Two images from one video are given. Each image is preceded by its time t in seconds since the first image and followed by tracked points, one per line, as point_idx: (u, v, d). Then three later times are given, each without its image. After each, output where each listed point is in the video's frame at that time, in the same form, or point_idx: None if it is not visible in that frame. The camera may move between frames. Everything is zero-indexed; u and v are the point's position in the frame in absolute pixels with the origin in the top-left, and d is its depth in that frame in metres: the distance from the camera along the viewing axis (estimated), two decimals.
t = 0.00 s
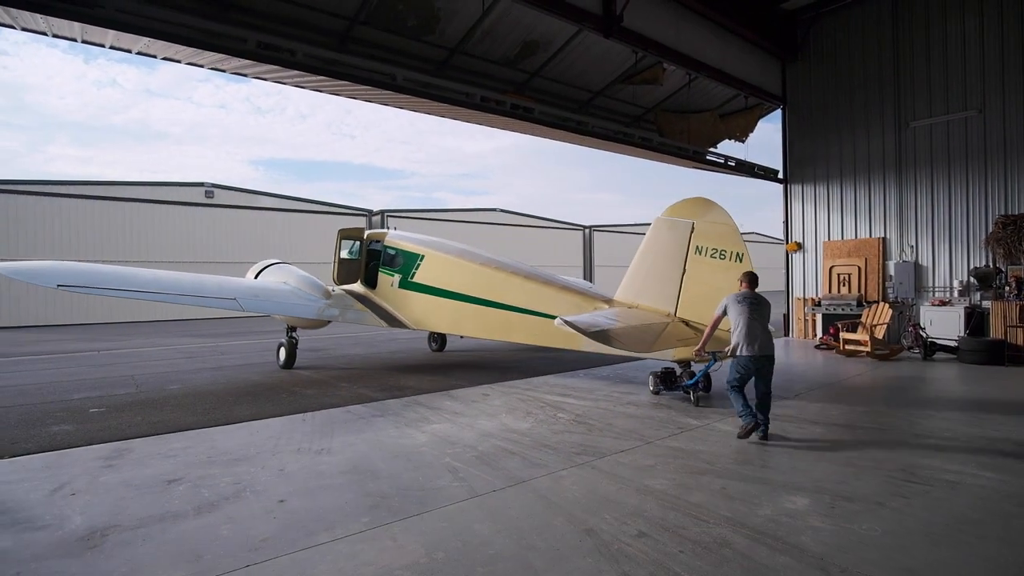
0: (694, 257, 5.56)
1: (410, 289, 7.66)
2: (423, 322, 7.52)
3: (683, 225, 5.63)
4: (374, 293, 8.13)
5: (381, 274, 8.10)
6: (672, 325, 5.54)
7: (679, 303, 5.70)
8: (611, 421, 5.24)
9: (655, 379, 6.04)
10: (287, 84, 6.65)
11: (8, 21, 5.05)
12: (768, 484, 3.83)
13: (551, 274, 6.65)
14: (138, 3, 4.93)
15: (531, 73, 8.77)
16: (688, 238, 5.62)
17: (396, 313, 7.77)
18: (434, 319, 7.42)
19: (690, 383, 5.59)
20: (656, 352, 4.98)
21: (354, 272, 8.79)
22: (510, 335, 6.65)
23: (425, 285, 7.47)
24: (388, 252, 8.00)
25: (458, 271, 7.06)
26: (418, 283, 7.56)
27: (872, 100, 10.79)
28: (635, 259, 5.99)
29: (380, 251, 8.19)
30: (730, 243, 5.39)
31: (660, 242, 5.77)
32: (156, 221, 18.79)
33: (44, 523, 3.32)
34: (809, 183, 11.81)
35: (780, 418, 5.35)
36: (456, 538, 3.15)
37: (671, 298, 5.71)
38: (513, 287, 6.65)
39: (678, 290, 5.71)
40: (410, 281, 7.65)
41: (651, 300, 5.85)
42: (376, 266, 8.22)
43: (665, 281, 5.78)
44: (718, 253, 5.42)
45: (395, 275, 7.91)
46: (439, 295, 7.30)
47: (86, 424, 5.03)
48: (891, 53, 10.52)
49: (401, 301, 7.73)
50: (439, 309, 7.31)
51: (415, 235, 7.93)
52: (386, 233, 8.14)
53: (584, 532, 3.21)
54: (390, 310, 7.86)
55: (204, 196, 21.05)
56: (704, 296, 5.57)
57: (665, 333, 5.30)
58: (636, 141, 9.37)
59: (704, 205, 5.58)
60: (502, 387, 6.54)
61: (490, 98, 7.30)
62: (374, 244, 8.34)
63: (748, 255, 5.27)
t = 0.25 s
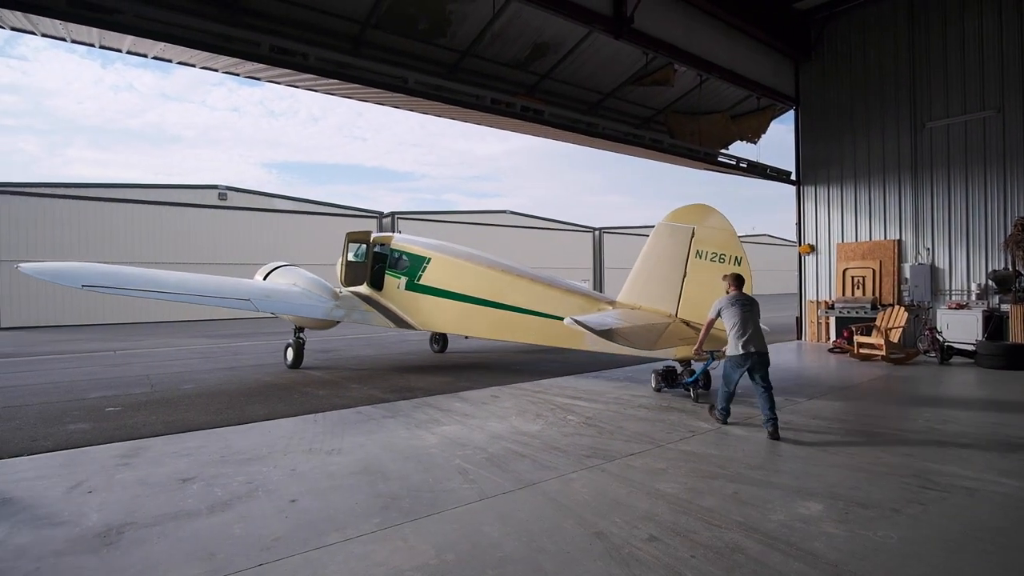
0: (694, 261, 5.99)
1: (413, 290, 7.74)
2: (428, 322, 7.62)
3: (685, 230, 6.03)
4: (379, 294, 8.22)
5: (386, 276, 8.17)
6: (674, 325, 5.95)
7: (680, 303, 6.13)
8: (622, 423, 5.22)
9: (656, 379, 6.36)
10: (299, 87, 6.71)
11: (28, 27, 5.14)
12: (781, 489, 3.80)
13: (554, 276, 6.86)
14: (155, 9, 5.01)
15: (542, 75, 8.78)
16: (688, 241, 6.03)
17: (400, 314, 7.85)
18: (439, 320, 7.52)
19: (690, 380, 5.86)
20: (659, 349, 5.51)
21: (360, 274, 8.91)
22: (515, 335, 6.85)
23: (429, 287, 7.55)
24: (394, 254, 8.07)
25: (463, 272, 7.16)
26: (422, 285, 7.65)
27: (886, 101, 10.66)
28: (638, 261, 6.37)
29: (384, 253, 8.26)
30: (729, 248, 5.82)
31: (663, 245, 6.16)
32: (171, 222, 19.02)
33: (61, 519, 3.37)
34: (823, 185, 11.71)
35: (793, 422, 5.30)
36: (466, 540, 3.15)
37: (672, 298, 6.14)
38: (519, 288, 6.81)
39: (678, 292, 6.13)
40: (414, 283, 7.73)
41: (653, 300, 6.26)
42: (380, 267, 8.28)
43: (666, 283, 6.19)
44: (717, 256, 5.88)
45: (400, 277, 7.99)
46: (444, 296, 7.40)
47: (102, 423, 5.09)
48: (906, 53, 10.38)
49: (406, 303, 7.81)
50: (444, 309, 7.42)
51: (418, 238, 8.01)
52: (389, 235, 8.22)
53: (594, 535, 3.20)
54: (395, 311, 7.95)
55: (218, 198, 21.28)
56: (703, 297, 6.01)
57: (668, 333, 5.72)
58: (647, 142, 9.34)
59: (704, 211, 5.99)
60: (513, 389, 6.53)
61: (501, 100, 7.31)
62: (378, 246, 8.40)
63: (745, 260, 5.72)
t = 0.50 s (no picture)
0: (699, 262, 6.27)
1: (425, 291, 7.97)
2: (440, 322, 7.82)
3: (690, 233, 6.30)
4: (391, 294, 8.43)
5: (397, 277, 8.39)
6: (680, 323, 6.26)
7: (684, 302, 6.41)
8: (637, 425, 5.19)
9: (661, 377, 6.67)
10: (315, 90, 6.78)
11: (54, 33, 5.26)
12: (799, 493, 3.75)
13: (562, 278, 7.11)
14: (176, 14, 5.10)
15: (556, 76, 8.77)
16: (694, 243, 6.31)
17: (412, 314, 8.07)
18: (450, 320, 7.74)
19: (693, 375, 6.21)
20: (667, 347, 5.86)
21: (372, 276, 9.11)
22: (522, 334, 7.07)
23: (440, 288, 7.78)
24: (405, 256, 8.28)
25: (475, 275, 7.39)
26: (434, 286, 7.87)
27: (908, 99, 10.46)
28: (645, 263, 6.58)
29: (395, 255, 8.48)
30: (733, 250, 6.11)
31: (669, 247, 6.41)
32: (190, 224, 19.34)
33: (85, 515, 3.44)
34: (842, 184, 11.56)
35: (811, 423, 5.24)
36: (482, 541, 3.15)
37: (677, 298, 6.42)
38: (529, 290, 7.06)
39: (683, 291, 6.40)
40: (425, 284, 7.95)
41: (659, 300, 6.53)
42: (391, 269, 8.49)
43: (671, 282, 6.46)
44: (722, 258, 6.17)
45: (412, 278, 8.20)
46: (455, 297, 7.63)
47: (124, 421, 5.19)
48: (929, 50, 10.16)
49: (418, 303, 8.02)
50: (456, 310, 7.65)
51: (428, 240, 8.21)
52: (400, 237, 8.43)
53: (610, 537, 3.18)
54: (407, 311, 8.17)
55: (236, 199, 21.56)
56: (706, 296, 6.29)
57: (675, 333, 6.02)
58: (663, 142, 9.29)
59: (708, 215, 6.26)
60: (527, 390, 6.53)
61: (515, 101, 7.32)
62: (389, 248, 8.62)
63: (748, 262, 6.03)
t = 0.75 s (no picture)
0: (712, 263, 6.78)
1: (442, 292, 8.49)
2: (458, 321, 8.35)
3: (702, 236, 6.84)
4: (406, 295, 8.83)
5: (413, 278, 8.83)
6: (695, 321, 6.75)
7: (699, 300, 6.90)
8: (659, 426, 5.16)
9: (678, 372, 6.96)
10: (339, 93, 6.87)
11: (89, 43, 5.44)
12: (828, 498, 3.68)
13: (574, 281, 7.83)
14: (204, 21, 5.22)
15: (576, 76, 8.74)
16: (707, 247, 6.81)
17: (430, 314, 8.56)
18: (467, 319, 8.29)
19: (705, 371, 6.48)
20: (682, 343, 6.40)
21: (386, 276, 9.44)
22: (542, 334, 7.79)
23: (459, 290, 8.31)
24: (422, 259, 8.75)
25: (495, 278, 7.98)
26: (452, 288, 8.38)
27: (939, 94, 10.13)
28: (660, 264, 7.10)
29: (411, 258, 8.93)
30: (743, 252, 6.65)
31: (683, 249, 6.94)
32: (218, 225, 19.78)
33: (119, 509, 3.55)
34: (872, 182, 11.29)
35: (838, 427, 5.14)
36: (505, 541, 3.17)
37: (692, 296, 6.91)
38: (548, 293, 7.74)
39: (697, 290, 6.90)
40: (444, 286, 8.47)
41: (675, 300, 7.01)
42: (407, 271, 8.93)
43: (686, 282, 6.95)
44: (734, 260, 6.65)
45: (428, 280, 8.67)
46: (474, 298, 8.18)
47: (155, 418, 5.33)
48: (964, 42, 9.79)
49: (436, 303, 8.52)
50: (474, 310, 8.21)
51: (444, 244, 8.72)
52: (415, 240, 8.87)
53: (633, 540, 3.16)
54: (423, 310, 8.63)
55: (261, 201, 21.96)
56: (718, 295, 6.79)
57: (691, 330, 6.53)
58: (685, 141, 9.20)
59: (719, 219, 6.80)
60: (548, 390, 6.53)
61: (535, 102, 7.32)
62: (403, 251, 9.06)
63: (757, 262, 6.56)
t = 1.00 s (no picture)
0: (730, 266, 7.05)
1: (464, 295, 8.55)
2: (480, 324, 8.44)
3: (721, 240, 7.12)
4: (427, 298, 8.93)
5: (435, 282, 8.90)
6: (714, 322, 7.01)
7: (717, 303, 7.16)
8: (687, 432, 5.09)
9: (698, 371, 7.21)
10: (365, 100, 6.97)
11: (127, 55, 5.62)
12: (863, 507, 3.58)
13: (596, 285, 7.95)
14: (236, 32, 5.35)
15: (601, 78, 8.70)
16: (725, 251, 7.07)
17: (452, 317, 8.65)
18: (489, 322, 8.38)
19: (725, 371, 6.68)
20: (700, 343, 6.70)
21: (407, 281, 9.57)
22: (561, 336, 7.89)
23: (481, 293, 8.39)
24: (444, 263, 8.83)
25: (518, 282, 8.08)
26: (473, 291, 8.46)
27: (978, 91, 9.76)
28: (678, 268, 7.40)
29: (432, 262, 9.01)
30: (760, 255, 6.92)
31: (701, 253, 7.22)
32: (247, 230, 20.22)
33: (155, 507, 3.64)
34: (908, 181, 10.96)
35: (874, 433, 5.00)
36: (532, 546, 3.16)
37: (711, 298, 7.17)
38: (571, 296, 7.84)
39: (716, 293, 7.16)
40: (465, 290, 8.54)
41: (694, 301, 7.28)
42: (428, 274, 9.02)
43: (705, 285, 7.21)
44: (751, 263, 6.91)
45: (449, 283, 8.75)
46: (496, 301, 8.27)
47: (190, 419, 5.47)
48: (1005, 33, 9.39)
49: (458, 307, 8.60)
50: (496, 313, 8.29)
51: (464, 248, 8.80)
52: (436, 245, 8.96)
53: (662, 547, 3.12)
54: (445, 313, 8.72)
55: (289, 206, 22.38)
56: (737, 297, 7.05)
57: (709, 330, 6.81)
58: (712, 141, 9.08)
59: (737, 224, 7.06)
60: (574, 394, 6.50)
61: (560, 104, 7.30)
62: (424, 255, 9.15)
63: (774, 266, 6.81)
